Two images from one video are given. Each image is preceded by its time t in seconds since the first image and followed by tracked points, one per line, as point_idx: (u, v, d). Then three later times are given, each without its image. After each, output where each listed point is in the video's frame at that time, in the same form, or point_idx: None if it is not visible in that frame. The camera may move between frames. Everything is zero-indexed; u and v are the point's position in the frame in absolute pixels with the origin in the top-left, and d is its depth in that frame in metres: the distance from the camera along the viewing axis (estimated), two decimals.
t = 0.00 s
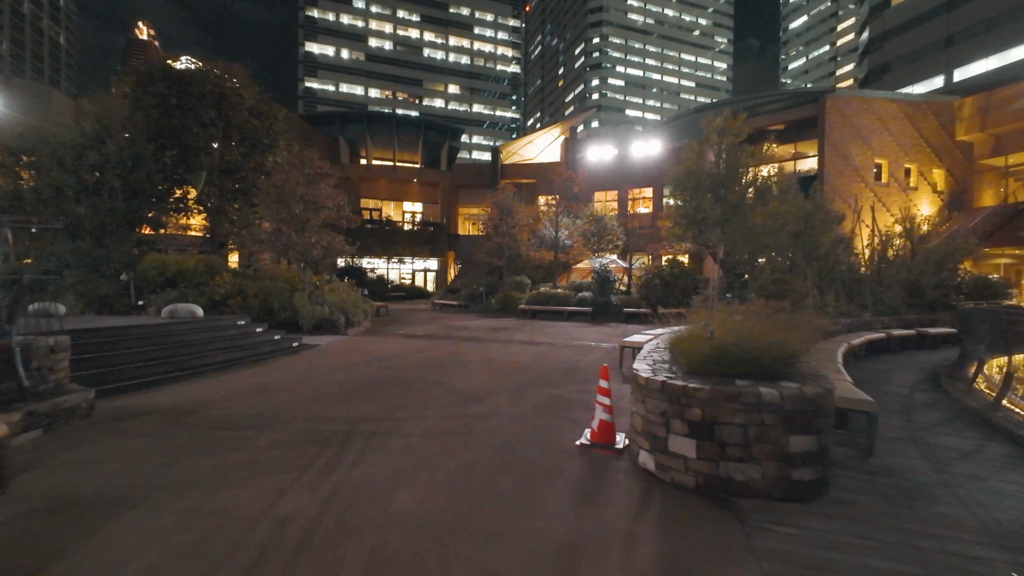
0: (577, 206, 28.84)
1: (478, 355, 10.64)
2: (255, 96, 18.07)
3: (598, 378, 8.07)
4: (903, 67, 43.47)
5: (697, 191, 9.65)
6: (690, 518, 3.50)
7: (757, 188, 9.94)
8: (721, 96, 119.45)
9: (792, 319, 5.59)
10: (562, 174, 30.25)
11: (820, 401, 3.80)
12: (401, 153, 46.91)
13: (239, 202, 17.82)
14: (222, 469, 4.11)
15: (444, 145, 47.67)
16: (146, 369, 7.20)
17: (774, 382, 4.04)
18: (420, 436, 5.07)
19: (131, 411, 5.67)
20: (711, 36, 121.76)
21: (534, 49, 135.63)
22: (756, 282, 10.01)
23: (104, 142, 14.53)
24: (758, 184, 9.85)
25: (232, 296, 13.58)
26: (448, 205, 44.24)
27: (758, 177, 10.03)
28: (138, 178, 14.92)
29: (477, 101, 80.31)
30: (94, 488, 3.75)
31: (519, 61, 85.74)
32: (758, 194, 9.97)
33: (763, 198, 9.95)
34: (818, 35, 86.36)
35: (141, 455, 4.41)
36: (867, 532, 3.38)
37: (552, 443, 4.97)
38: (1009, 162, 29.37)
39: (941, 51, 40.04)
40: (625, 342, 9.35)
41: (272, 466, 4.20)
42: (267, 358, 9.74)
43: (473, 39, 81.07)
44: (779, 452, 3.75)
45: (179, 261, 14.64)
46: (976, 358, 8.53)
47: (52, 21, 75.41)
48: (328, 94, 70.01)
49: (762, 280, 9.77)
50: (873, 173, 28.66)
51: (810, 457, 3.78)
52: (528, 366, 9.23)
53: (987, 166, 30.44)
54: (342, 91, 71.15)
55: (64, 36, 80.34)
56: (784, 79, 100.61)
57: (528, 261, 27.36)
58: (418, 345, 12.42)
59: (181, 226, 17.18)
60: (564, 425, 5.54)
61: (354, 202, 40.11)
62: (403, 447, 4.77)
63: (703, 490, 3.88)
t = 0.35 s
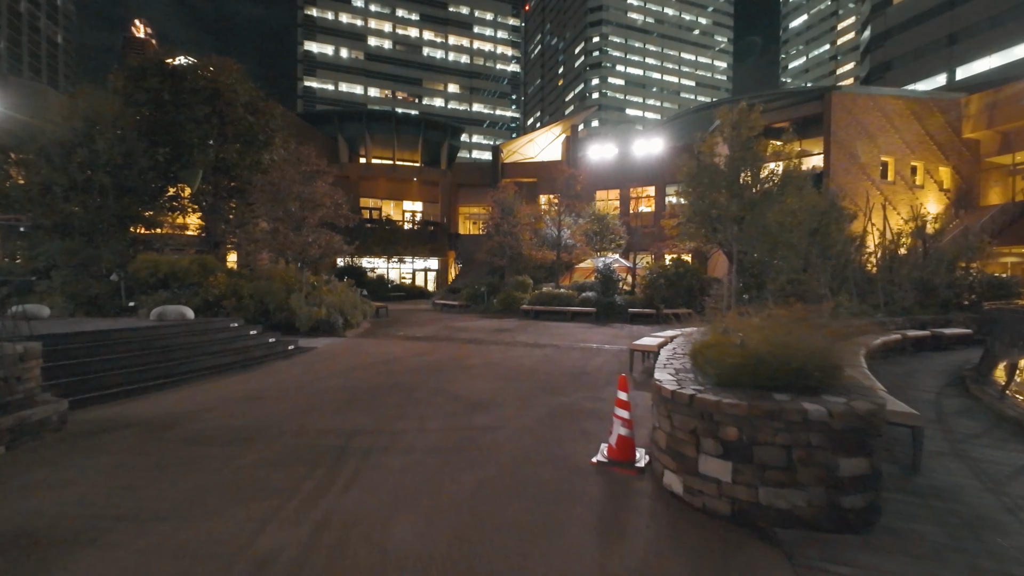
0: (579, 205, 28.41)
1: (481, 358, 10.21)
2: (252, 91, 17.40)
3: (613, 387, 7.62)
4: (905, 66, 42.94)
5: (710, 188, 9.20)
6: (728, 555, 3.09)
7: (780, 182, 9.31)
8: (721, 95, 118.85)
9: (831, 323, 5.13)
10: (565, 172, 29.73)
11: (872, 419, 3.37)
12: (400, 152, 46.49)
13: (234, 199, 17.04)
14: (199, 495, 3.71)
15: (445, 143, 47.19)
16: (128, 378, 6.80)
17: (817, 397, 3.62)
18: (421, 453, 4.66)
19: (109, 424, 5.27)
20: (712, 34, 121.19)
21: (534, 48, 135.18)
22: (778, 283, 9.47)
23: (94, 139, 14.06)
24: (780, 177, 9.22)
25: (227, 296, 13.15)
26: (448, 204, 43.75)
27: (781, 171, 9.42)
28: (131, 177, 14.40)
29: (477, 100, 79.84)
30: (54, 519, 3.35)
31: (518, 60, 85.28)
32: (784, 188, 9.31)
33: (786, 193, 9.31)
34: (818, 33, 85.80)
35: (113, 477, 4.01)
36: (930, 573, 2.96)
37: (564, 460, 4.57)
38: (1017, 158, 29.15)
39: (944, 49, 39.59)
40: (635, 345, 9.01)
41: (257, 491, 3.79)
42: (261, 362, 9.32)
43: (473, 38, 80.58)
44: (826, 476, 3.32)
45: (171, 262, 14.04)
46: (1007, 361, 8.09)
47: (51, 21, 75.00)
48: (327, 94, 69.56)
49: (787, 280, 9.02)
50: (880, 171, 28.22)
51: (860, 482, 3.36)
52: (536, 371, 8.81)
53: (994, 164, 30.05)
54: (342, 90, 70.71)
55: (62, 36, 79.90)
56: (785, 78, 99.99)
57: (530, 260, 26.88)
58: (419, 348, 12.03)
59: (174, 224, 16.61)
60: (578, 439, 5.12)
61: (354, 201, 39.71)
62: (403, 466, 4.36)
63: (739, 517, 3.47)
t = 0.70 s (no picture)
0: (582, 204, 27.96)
1: (485, 361, 9.79)
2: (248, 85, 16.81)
3: (628, 393, 7.18)
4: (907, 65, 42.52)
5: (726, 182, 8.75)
6: None
7: (806, 175, 8.77)
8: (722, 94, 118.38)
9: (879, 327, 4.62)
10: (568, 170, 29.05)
11: (941, 436, 2.95)
12: (400, 151, 46.09)
13: (231, 197, 16.41)
14: (177, 523, 3.29)
15: (444, 142, 46.70)
16: (110, 384, 6.38)
17: (874, 410, 3.20)
18: (425, 469, 4.25)
19: (84, 435, 4.85)
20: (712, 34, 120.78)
21: (534, 48, 134.85)
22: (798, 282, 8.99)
23: (84, 135, 13.60)
24: (801, 170, 8.74)
25: (222, 296, 12.77)
26: (448, 203, 43.31)
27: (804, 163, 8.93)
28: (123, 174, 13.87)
29: (477, 99, 79.44)
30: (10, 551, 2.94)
31: (518, 59, 84.88)
32: (810, 182, 8.78)
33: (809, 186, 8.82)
34: (818, 33, 85.50)
35: (82, 498, 3.59)
36: None
37: (583, 476, 4.16)
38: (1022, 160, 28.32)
39: (946, 48, 39.21)
40: (647, 347, 8.62)
41: (241, 519, 3.35)
42: (255, 365, 8.91)
43: (473, 37, 80.06)
44: (890, 501, 2.91)
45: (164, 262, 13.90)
46: None
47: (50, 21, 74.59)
48: (327, 93, 69.05)
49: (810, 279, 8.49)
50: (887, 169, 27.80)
51: (928, 508, 2.94)
52: (543, 375, 8.40)
53: (1001, 163, 29.47)
54: (341, 89, 70.12)
55: (60, 35, 79.35)
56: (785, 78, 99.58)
57: (532, 260, 26.41)
58: (420, 350, 11.61)
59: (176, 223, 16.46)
60: (597, 453, 4.69)
61: (353, 200, 39.32)
62: (407, 485, 3.93)
63: (788, 546, 3.06)
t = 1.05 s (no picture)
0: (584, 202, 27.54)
1: (491, 365, 9.37)
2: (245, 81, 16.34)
3: (644, 401, 6.75)
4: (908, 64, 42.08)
5: (744, 175, 8.16)
6: None
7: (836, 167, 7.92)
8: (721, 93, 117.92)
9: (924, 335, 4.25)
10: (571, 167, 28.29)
11: None
12: (399, 150, 45.68)
13: (226, 195, 15.93)
14: (148, 562, 2.87)
15: (444, 141, 46.26)
16: (90, 393, 5.95)
17: (951, 429, 2.78)
18: (431, 490, 3.83)
19: (56, 451, 4.43)
20: (711, 33, 120.26)
21: (533, 47, 134.37)
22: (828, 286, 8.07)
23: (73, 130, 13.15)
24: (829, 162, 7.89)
25: (216, 297, 12.40)
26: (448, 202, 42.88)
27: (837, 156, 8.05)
28: (113, 171, 13.45)
29: (476, 99, 79.02)
30: None
31: (517, 58, 84.45)
32: (842, 175, 7.95)
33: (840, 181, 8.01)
34: (818, 32, 85.14)
35: (42, 528, 3.18)
36: None
37: (607, 498, 3.75)
38: None
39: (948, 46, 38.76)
40: (661, 350, 8.33)
41: (224, 555, 2.94)
42: (249, 370, 8.48)
43: (472, 36, 79.61)
44: (977, 537, 2.50)
45: (156, 260, 13.34)
46: None
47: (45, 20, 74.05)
48: (325, 92, 68.54)
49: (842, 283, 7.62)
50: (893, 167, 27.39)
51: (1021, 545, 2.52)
52: (552, 380, 7.98)
53: (1008, 162, 29.06)
54: (339, 88, 69.58)
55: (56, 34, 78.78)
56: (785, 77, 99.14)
57: (534, 260, 25.92)
58: (422, 352, 11.19)
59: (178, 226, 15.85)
60: (620, 470, 4.29)
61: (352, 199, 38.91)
62: (411, 511, 3.51)
63: None
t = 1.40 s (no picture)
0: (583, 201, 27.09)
1: (491, 368, 8.90)
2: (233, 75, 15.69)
3: (656, 409, 6.33)
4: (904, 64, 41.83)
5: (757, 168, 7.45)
6: None
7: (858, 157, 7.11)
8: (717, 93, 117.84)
9: (980, 337, 3.79)
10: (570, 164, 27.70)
11: None
12: (395, 148, 45.14)
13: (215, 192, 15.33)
14: None
15: (440, 139, 45.74)
16: (60, 402, 5.51)
17: None
18: (429, 518, 3.38)
19: (9, 472, 3.98)
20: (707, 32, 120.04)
21: (530, 46, 133.88)
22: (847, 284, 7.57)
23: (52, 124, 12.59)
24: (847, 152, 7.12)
25: (203, 297, 11.94)
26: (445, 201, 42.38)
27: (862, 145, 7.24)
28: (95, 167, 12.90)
29: (473, 98, 78.52)
30: None
31: (513, 57, 83.96)
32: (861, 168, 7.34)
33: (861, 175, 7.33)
34: (814, 32, 85.03)
35: None
36: None
37: (629, 525, 3.33)
38: None
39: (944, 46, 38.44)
40: (671, 354, 7.99)
41: None
42: (235, 375, 7.98)
43: (467, 35, 79.04)
44: None
45: (139, 259, 12.91)
46: None
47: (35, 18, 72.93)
48: (320, 91, 67.78)
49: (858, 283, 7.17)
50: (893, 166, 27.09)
51: None
52: (555, 385, 7.54)
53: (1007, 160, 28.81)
54: (334, 87, 68.82)
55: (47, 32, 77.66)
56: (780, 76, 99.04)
57: (532, 259, 25.51)
58: (419, 355, 10.72)
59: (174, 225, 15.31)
60: (640, 490, 3.86)
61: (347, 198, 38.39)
62: (406, 544, 3.07)
63: None
